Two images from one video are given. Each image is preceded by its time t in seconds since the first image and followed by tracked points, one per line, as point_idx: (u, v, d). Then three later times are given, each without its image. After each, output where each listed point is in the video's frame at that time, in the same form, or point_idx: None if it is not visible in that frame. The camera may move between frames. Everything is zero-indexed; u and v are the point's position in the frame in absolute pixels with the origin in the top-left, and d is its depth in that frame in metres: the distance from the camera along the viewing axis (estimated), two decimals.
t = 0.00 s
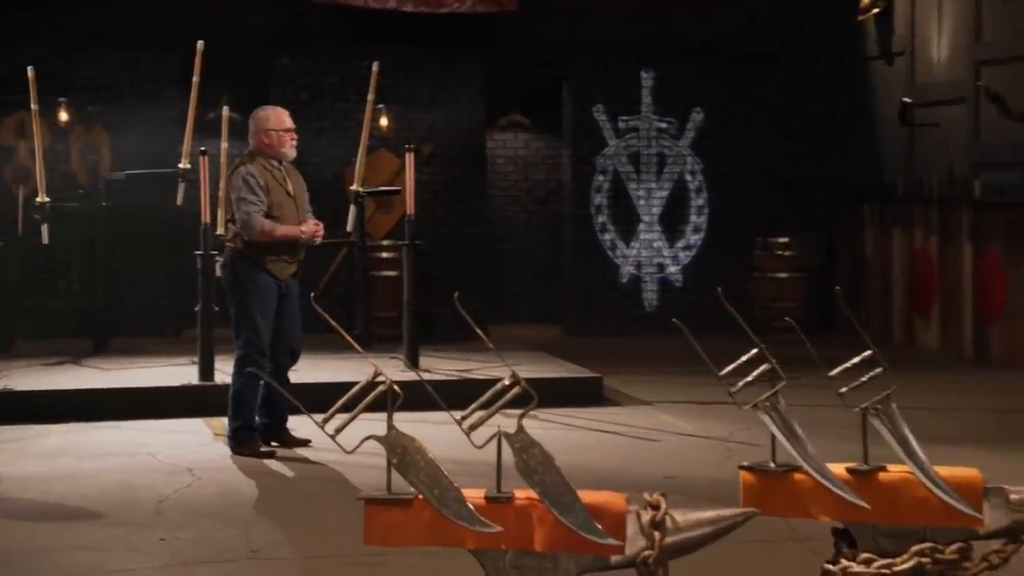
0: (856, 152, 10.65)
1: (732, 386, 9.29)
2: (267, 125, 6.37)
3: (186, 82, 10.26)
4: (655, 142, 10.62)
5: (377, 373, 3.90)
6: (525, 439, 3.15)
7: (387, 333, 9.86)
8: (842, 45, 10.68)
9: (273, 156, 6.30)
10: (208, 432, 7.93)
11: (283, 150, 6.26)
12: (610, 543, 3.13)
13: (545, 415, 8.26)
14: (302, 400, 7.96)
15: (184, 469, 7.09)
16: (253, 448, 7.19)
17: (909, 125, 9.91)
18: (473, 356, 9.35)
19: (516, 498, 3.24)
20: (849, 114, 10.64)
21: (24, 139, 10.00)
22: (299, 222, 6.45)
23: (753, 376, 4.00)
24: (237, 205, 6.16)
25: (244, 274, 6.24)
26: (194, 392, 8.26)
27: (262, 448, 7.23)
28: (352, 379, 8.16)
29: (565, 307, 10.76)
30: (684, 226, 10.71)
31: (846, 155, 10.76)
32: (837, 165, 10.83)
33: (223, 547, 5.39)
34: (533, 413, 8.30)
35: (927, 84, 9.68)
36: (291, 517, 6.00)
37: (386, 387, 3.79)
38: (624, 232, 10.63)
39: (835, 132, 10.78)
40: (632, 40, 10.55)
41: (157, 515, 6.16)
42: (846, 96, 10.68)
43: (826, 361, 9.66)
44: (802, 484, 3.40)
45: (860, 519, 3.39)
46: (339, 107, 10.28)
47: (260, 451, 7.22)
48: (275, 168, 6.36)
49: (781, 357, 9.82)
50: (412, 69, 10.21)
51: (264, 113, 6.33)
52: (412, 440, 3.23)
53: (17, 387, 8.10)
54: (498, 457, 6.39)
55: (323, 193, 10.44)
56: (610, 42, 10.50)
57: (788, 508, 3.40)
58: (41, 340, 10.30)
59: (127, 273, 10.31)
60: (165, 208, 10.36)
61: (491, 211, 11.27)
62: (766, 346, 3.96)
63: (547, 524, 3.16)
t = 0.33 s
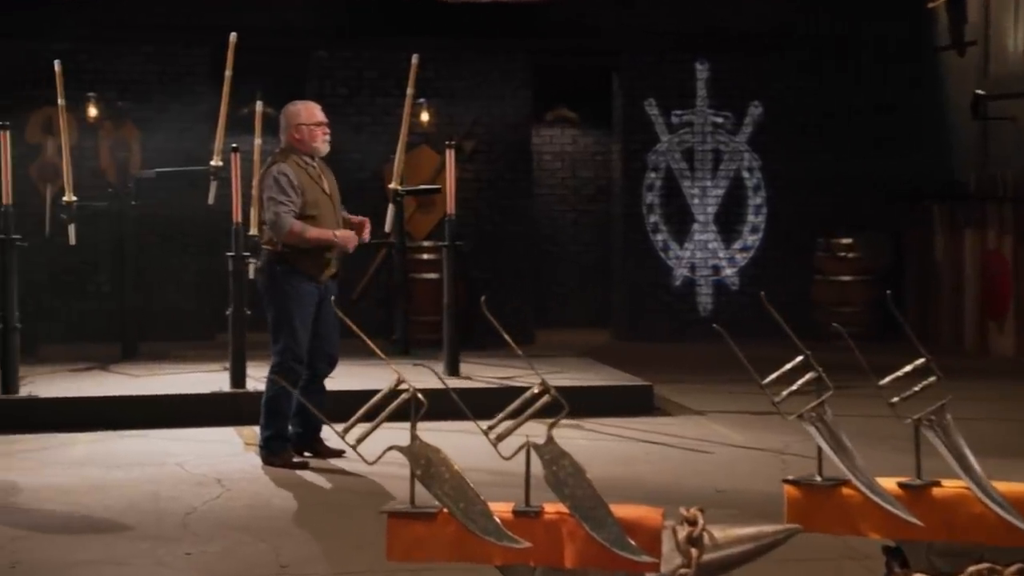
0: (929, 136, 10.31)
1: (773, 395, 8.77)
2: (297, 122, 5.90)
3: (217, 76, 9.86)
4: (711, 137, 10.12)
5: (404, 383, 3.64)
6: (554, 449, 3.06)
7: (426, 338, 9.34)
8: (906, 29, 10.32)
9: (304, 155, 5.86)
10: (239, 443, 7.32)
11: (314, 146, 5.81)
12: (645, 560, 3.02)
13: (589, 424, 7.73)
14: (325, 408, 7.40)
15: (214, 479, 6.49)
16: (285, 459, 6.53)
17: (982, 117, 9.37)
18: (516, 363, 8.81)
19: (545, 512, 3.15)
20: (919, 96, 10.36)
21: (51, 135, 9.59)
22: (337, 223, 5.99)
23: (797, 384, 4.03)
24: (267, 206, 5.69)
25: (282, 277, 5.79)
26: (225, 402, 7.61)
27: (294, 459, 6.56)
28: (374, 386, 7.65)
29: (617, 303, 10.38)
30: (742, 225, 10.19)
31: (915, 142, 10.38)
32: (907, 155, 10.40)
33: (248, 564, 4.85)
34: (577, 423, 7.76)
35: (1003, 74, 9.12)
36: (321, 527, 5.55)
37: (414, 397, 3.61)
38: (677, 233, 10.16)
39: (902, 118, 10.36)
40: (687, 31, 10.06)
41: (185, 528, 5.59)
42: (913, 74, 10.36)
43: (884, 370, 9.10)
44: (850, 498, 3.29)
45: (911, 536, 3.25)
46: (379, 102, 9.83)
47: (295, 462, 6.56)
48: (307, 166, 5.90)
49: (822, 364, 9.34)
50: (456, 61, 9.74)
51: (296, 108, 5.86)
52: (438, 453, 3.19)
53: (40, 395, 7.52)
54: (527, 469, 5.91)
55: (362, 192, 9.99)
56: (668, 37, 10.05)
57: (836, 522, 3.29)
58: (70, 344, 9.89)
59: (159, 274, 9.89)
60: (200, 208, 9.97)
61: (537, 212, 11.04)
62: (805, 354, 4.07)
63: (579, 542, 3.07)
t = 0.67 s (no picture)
0: (1001, 132, 9.77)
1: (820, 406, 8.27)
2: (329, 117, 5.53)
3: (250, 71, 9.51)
4: (769, 134, 9.64)
5: (428, 392, 3.85)
6: (588, 466, 3.39)
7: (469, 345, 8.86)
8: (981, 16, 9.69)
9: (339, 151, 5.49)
10: (272, 454, 6.84)
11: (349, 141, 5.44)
12: None
13: (637, 436, 7.19)
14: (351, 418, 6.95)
15: (244, 493, 6.00)
16: (318, 471, 6.02)
17: None
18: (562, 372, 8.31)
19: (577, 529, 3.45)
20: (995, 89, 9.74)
21: (80, 134, 9.22)
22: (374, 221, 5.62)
23: (846, 394, 4.39)
24: (301, 205, 5.29)
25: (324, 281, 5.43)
26: (258, 410, 7.13)
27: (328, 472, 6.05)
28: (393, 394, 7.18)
29: (669, 306, 10.01)
30: (801, 227, 9.72)
31: (990, 138, 9.79)
32: (981, 153, 9.82)
33: None
34: (625, 434, 7.22)
35: None
36: (355, 543, 5.08)
37: (440, 404, 3.80)
38: (733, 235, 9.69)
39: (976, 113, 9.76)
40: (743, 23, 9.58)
41: (210, 544, 5.11)
42: (989, 66, 9.73)
43: (946, 381, 8.58)
44: (901, 515, 3.76)
45: (962, 551, 3.69)
46: (420, 98, 9.41)
47: (328, 475, 6.04)
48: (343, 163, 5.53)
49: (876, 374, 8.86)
50: (499, 55, 9.29)
51: (327, 103, 5.48)
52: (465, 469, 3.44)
53: (67, 404, 7.05)
54: (563, 483, 5.45)
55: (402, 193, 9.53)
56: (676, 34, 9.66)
57: (888, 538, 3.77)
58: (102, 352, 9.52)
59: (192, 279, 9.48)
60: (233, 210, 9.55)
61: (584, 210, 10.61)
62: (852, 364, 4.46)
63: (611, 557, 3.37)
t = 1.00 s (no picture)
0: None
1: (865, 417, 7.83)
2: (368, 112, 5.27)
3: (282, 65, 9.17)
4: (828, 130, 9.23)
5: (451, 401, 3.77)
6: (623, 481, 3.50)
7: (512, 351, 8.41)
8: (1005, 10, 9.31)
9: (375, 149, 5.24)
10: (302, 464, 6.41)
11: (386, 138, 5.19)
12: None
13: (685, 447, 6.71)
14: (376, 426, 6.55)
15: (272, 505, 5.56)
16: (350, 483, 5.59)
17: None
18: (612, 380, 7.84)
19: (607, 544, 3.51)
20: (1021, 86, 9.35)
21: (108, 130, 8.89)
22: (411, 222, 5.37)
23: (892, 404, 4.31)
24: (335, 202, 5.04)
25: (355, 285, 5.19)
26: (289, 418, 6.71)
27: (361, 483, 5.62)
28: (418, 403, 6.75)
29: (720, 305, 9.53)
30: (862, 227, 9.29)
31: (1018, 135, 9.41)
32: (1010, 152, 9.43)
33: None
34: (674, 445, 6.74)
35: None
36: (390, 559, 4.65)
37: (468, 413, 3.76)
38: (789, 236, 9.27)
39: (1002, 112, 9.36)
40: (799, 13, 9.15)
41: (239, 560, 4.67)
42: (1014, 63, 9.34)
43: (1000, 392, 8.09)
44: (951, 530, 3.79)
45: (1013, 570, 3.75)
46: (461, 92, 9.00)
47: (362, 487, 5.61)
48: (379, 162, 5.27)
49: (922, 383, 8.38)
50: (541, 46, 8.88)
51: (362, 98, 5.25)
52: (487, 484, 3.46)
53: (90, 411, 6.65)
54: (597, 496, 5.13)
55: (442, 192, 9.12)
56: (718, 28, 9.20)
57: (936, 554, 3.80)
58: (131, 358, 9.13)
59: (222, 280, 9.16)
60: (265, 209, 9.24)
61: (631, 209, 10.12)
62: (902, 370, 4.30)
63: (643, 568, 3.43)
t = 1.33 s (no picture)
0: None
1: (905, 425, 7.39)
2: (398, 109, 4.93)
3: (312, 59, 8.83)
4: (883, 125, 8.84)
5: (471, 407, 3.47)
6: (646, 492, 3.34)
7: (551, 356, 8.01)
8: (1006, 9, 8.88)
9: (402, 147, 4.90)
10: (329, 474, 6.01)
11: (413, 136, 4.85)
12: None
13: (730, 458, 6.28)
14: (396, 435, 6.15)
15: (296, 517, 5.18)
16: (379, 493, 5.22)
17: None
18: (656, 387, 7.43)
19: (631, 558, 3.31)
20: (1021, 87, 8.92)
21: (131, 127, 8.58)
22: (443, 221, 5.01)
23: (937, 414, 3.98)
24: (353, 202, 4.74)
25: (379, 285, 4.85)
26: (318, 426, 6.30)
27: (390, 493, 5.25)
28: (439, 412, 6.35)
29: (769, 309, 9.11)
30: (919, 226, 8.91)
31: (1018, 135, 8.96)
32: (1010, 153, 8.96)
33: None
34: (717, 456, 6.31)
35: None
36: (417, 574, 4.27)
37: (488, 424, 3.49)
38: (842, 236, 8.91)
39: (1002, 111, 8.92)
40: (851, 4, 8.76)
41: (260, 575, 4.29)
42: (1014, 63, 8.91)
43: None
44: (998, 545, 3.47)
45: None
46: (497, 87, 8.64)
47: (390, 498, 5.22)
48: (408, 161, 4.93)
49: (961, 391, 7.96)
50: (581, 38, 8.51)
51: (391, 93, 4.91)
52: (505, 496, 3.27)
53: (111, 417, 6.27)
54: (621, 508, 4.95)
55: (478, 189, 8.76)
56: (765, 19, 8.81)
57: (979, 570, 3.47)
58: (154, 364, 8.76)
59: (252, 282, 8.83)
60: (295, 208, 8.89)
61: (676, 208, 9.86)
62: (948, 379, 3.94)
63: None
